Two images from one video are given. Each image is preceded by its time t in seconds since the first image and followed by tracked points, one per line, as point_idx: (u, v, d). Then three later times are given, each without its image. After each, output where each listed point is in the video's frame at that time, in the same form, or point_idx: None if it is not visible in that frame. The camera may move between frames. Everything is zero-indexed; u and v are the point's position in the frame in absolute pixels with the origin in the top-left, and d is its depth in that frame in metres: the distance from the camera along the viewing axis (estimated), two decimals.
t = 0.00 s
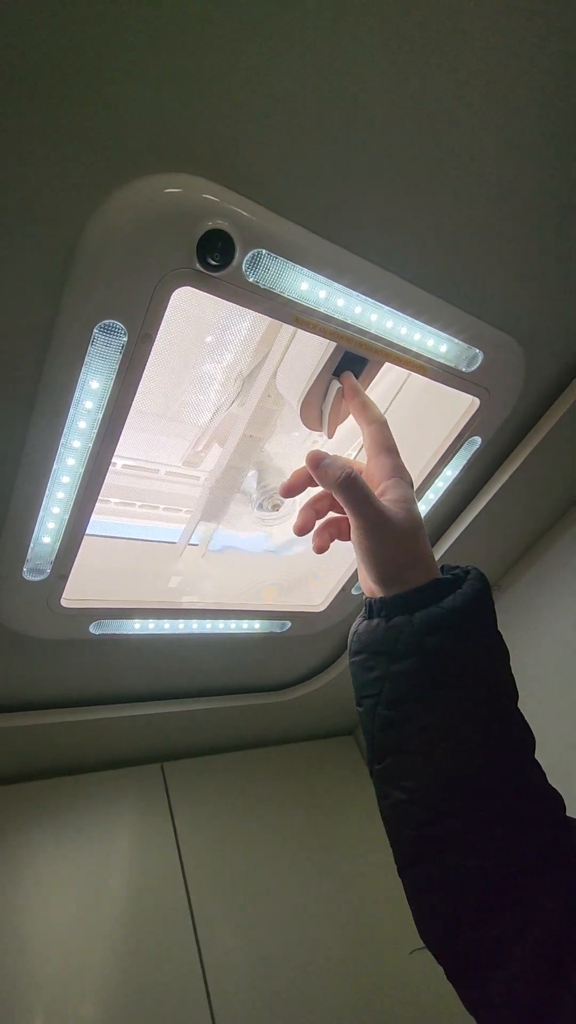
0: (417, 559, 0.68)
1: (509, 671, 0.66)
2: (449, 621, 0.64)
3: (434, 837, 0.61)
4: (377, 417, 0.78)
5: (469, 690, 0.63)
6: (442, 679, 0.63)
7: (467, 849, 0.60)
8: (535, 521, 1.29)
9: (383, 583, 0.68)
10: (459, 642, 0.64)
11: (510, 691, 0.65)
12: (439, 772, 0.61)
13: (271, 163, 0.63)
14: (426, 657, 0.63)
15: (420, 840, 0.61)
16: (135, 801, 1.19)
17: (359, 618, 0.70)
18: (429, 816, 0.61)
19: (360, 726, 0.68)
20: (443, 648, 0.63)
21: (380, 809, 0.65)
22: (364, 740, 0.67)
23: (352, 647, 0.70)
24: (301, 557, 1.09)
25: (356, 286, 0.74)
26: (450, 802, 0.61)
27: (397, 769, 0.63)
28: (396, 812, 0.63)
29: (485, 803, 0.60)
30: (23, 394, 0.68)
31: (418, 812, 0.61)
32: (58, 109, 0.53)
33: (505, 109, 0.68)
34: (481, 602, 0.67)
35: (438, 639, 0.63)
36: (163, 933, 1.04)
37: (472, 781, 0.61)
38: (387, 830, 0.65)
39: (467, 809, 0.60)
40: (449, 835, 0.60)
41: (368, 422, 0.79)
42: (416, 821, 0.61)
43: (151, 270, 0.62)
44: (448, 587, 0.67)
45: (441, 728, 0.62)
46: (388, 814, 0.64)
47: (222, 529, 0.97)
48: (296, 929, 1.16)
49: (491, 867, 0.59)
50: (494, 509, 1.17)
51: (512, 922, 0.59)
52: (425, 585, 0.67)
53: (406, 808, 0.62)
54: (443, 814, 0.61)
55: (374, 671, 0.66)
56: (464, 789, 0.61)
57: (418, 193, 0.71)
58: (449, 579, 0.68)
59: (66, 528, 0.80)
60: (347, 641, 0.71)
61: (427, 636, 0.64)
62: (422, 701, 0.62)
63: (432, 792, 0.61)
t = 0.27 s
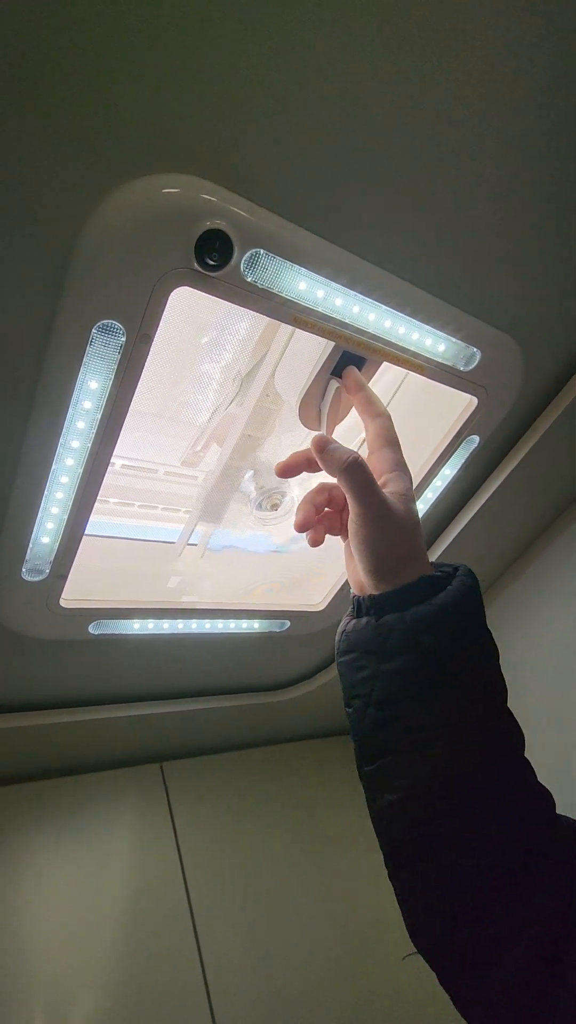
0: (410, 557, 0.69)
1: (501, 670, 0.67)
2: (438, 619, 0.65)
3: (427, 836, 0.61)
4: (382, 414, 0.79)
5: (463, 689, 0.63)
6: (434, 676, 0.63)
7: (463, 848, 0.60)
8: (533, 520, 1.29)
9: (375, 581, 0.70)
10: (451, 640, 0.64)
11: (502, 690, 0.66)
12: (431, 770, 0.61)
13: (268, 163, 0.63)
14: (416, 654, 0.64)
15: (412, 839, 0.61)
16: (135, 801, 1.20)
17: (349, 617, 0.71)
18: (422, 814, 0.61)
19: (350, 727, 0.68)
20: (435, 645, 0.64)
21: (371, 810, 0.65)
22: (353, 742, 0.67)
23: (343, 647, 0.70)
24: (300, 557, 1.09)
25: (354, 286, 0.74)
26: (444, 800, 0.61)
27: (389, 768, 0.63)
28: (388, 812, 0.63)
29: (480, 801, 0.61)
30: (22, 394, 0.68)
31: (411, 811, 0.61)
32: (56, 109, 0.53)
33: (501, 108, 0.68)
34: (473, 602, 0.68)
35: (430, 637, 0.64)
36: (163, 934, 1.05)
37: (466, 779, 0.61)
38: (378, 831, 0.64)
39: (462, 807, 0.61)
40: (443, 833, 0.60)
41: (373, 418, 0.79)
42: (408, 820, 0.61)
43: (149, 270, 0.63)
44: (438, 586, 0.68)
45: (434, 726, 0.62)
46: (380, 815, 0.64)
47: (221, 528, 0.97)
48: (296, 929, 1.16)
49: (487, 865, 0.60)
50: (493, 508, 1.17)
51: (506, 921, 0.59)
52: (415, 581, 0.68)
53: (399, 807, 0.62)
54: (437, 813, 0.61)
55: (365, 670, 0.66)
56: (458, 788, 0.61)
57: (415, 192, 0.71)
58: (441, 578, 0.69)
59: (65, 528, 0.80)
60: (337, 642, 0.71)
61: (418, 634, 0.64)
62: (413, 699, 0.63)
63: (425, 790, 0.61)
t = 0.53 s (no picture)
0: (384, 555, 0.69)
1: (476, 674, 0.67)
2: (412, 624, 0.65)
3: (403, 845, 0.61)
4: (367, 407, 0.79)
5: (439, 694, 0.64)
6: (411, 683, 0.63)
7: (439, 855, 0.60)
8: (532, 520, 1.29)
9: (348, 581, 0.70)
10: (426, 645, 0.64)
11: (478, 694, 0.67)
12: (409, 779, 0.61)
13: (267, 165, 0.63)
14: (394, 661, 0.64)
15: (389, 849, 0.61)
16: (136, 801, 1.20)
17: (319, 619, 0.72)
18: (398, 824, 0.61)
19: (322, 738, 0.67)
20: (412, 652, 0.64)
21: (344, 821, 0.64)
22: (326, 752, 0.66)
23: (317, 654, 0.68)
24: (300, 557, 1.09)
25: (353, 287, 0.74)
26: (421, 809, 0.61)
27: (365, 778, 0.63)
28: (364, 823, 0.62)
29: (457, 808, 0.61)
30: (23, 395, 0.69)
31: (387, 820, 0.61)
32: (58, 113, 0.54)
33: (500, 110, 0.68)
34: (451, 607, 0.68)
35: (407, 644, 0.64)
36: (164, 934, 1.05)
37: (443, 785, 0.61)
38: (352, 842, 0.64)
39: (438, 815, 0.61)
40: (420, 841, 0.61)
41: (357, 412, 0.79)
42: (385, 830, 0.61)
43: (150, 272, 0.63)
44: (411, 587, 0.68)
45: (411, 733, 0.62)
46: (354, 825, 0.63)
47: (220, 529, 0.97)
48: (296, 929, 1.16)
49: (463, 872, 0.60)
50: (492, 508, 1.18)
51: (480, 928, 0.60)
52: (387, 580, 0.68)
53: (375, 817, 0.62)
54: (413, 821, 0.61)
55: (344, 677, 0.65)
56: (435, 794, 0.61)
57: (414, 194, 0.72)
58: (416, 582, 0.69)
59: (65, 529, 0.80)
60: (311, 649, 0.69)
61: (395, 641, 0.64)
62: (389, 707, 0.63)
63: (402, 799, 0.61)
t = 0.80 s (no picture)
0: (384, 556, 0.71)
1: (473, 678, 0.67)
2: (409, 625, 0.66)
3: (398, 843, 0.61)
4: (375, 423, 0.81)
5: (438, 694, 0.64)
6: (408, 683, 0.64)
7: (435, 854, 0.60)
8: (531, 518, 1.29)
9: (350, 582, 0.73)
10: (423, 646, 0.65)
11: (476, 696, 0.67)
12: (406, 777, 0.62)
13: (265, 164, 0.63)
14: (394, 660, 0.64)
15: (384, 847, 0.61)
16: (134, 801, 1.20)
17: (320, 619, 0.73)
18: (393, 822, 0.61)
19: (319, 737, 0.67)
20: (409, 652, 0.65)
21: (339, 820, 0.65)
22: (324, 752, 0.67)
23: (317, 655, 0.69)
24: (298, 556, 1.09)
25: (351, 286, 0.74)
26: (417, 807, 0.61)
27: (361, 776, 0.63)
28: (359, 821, 0.63)
29: (453, 807, 0.61)
30: (20, 394, 0.68)
31: (383, 818, 0.62)
32: (54, 111, 0.53)
33: (498, 108, 0.68)
34: (449, 609, 0.69)
35: (404, 643, 0.65)
36: (163, 934, 1.05)
37: (439, 785, 0.61)
38: (347, 842, 0.64)
39: (436, 813, 0.61)
40: (415, 840, 0.61)
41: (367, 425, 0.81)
42: (380, 828, 0.62)
43: (148, 270, 0.63)
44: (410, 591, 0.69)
45: (407, 732, 0.63)
46: (349, 823, 0.64)
47: (218, 527, 0.97)
48: (295, 929, 1.16)
49: (458, 872, 0.60)
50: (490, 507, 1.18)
51: (475, 929, 0.60)
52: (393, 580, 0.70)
53: (370, 814, 0.62)
54: (408, 820, 0.61)
55: (345, 677, 0.66)
56: (431, 793, 0.61)
57: (412, 192, 0.71)
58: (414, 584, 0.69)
59: (63, 528, 0.80)
60: (311, 652, 0.70)
61: (395, 641, 0.65)
62: (386, 705, 0.63)
63: (398, 798, 0.62)
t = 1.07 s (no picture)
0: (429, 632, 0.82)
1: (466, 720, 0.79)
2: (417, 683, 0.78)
3: (409, 878, 0.70)
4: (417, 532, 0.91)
5: (437, 737, 0.75)
6: (417, 730, 0.75)
7: (440, 880, 0.70)
8: (530, 518, 1.29)
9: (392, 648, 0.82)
10: (429, 696, 0.77)
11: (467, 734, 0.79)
12: (414, 813, 0.72)
13: (265, 163, 0.63)
14: (403, 710, 0.76)
15: (396, 884, 0.70)
16: (134, 800, 1.19)
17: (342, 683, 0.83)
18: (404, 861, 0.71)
19: (340, 782, 0.78)
20: (417, 702, 0.76)
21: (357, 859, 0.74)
22: (340, 797, 0.77)
23: (336, 708, 0.80)
24: (298, 556, 1.09)
25: (351, 286, 0.74)
26: (424, 841, 0.71)
27: (377, 821, 0.74)
28: (374, 855, 0.73)
29: (450, 844, 0.71)
30: (20, 393, 0.68)
31: (396, 858, 0.71)
32: (54, 111, 0.53)
33: (498, 108, 0.68)
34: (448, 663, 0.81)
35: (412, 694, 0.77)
36: (163, 934, 1.04)
37: (443, 817, 0.72)
38: (365, 881, 0.73)
39: (437, 863, 0.71)
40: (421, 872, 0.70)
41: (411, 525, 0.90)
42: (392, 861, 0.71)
43: (147, 270, 0.63)
44: (425, 657, 0.80)
45: (415, 771, 0.74)
46: (365, 858, 0.73)
47: (218, 527, 0.97)
48: (294, 929, 1.16)
49: (460, 893, 0.69)
50: (490, 506, 1.18)
51: (470, 950, 0.68)
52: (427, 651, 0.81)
53: (384, 849, 0.72)
54: (418, 853, 0.71)
55: (360, 727, 0.77)
56: (436, 825, 0.71)
57: (412, 192, 0.71)
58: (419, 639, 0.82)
59: (63, 529, 0.80)
60: (330, 704, 0.81)
61: (403, 695, 0.77)
62: (398, 750, 0.75)
63: (407, 858, 0.71)
